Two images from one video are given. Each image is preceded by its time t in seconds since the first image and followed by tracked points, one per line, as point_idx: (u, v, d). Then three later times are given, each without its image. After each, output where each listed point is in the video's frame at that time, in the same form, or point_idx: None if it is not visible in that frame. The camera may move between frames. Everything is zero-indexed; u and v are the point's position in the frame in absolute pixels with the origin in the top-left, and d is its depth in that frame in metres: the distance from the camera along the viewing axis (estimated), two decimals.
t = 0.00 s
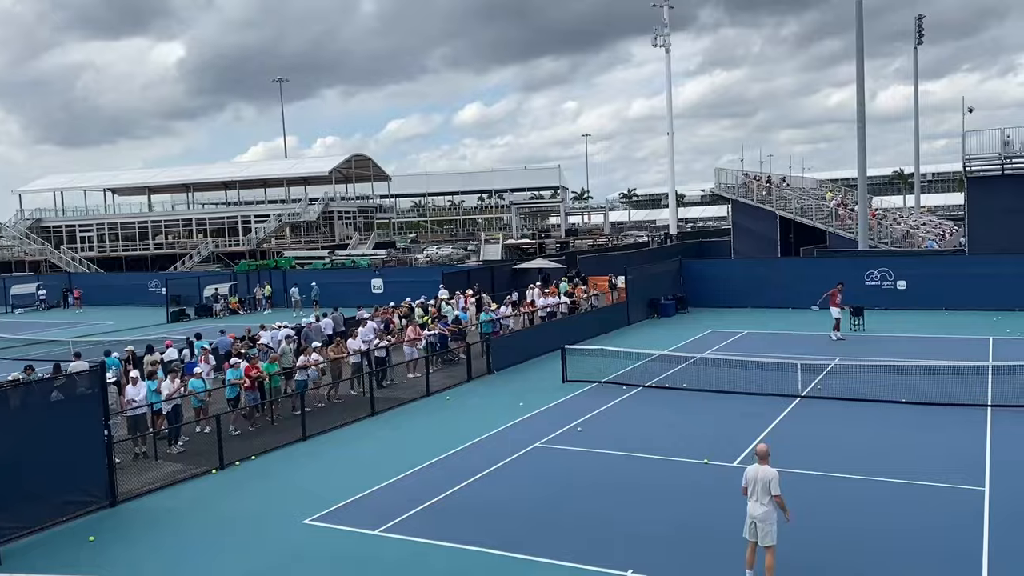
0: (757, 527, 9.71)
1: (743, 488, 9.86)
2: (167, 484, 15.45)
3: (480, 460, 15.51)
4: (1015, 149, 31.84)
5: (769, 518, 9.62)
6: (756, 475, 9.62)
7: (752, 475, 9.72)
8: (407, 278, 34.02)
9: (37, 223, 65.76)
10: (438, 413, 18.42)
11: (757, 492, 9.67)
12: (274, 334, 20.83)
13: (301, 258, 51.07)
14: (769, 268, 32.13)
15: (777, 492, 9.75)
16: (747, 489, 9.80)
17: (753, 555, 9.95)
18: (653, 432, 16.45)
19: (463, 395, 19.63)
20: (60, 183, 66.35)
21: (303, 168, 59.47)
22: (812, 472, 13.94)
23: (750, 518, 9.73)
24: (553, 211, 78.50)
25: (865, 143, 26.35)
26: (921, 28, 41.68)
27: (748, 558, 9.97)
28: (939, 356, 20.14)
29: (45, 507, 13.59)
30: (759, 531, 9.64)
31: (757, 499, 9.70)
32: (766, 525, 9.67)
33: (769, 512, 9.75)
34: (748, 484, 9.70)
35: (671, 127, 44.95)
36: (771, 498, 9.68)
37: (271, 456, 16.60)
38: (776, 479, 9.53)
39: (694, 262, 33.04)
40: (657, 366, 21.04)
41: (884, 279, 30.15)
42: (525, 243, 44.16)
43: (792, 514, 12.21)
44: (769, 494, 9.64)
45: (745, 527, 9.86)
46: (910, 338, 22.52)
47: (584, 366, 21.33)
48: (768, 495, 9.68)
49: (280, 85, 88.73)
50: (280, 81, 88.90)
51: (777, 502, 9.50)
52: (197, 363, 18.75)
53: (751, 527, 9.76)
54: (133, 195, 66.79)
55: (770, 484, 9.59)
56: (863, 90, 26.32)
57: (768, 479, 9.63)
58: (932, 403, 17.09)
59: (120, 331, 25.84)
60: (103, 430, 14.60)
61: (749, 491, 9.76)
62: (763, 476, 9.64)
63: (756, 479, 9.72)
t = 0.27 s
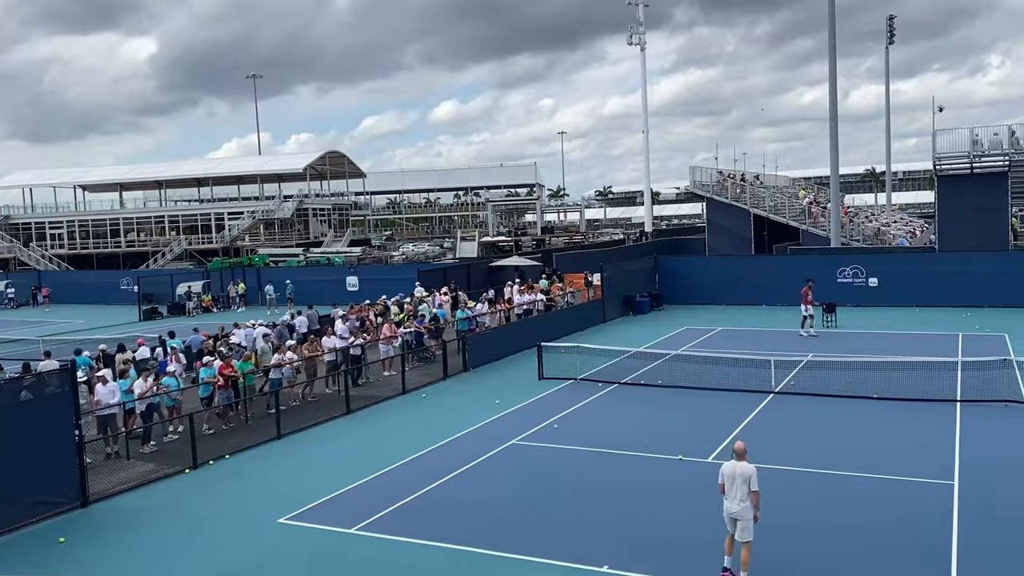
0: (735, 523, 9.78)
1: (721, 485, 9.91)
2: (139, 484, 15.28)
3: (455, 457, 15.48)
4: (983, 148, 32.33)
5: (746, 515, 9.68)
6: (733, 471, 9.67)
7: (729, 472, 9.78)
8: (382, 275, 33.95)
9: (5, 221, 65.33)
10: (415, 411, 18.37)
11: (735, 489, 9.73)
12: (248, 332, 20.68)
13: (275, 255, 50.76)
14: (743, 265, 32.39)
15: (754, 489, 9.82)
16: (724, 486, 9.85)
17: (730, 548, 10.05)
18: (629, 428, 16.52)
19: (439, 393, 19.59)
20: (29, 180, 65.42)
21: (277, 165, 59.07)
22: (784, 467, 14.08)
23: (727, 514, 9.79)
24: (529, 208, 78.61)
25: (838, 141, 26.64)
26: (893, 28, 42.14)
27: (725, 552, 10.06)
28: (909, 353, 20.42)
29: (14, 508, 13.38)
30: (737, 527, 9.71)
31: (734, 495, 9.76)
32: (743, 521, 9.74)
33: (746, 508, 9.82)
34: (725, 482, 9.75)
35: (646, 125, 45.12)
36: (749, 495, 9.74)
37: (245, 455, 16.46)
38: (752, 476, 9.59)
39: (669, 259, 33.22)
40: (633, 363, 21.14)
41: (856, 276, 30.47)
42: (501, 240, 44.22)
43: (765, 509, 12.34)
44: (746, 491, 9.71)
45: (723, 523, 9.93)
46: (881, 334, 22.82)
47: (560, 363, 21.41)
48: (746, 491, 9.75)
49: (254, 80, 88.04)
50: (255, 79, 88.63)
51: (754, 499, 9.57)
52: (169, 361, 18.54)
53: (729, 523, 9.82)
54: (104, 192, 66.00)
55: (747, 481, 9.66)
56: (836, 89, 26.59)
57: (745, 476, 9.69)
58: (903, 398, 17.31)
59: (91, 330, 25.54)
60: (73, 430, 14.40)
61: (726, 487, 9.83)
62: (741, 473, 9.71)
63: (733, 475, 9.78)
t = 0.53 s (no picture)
0: (712, 517, 9.84)
1: (698, 480, 9.98)
2: (115, 483, 15.14)
3: (434, 454, 15.47)
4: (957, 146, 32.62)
5: (724, 508, 9.75)
6: (710, 465, 9.76)
7: (706, 467, 9.87)
8: (360, 272, 33.83)
9: None
10: (394, 408, 18.33)
11: (712, 483, 9.80)
12: (225, 329, 20.53)
13: (252, 252, 50.40)
14: (721, 262, 32.57)
15: (730, 482, 9.92)
16: (701, 481, 9.93)
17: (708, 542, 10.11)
18: (608, 425, 16.58)
19: (418, 390, 19.57)
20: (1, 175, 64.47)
21: (254, 161, 58.63)
22: (762, 462, 14.19)
23: (704, 508, 9.84)
24: (509, 205, 78.61)
25: (814, 139, 26.85)
26: (868, 26, 42.50)
27: (704, 546, 10.11)
28: (884, 348, 20.64)
29: None
30: (715, 521, 9.76)
31: (712, 489, 9.83)
32: (721, 514, 9.80)
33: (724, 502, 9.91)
34: (703, 476, 9.83)
35: (625, 122, 45.23)
36: (726, 488, 9.84)
37: (223, 453, 16.35)
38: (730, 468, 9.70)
39: (648, 256, 33.35)
40: (612, 359, 21.22)
41: (832, 273, 30.77)
42: (480, 237, 44.19)
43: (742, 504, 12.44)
44: (723, 485, 9.79)
45: (700, 518, 9.96)
46: (856, 330, 23.06)
47: (539, 360, 21.43)
48: (724, 485, 9.85)
49: (231, 75, 87.26)
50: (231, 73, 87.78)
51: (732, 491, 9.65)
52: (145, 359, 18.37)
53: (706, 517, 9.88)
54: (79, 187, 65.17)
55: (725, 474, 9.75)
56: (812, 87, 26.79)
57: (722, 469, 9.79)
58: (879, 393, 17.50)
59: (65, 327, 25.29)
60: (47, 428, 14.23)
61: (703, 482, 9.91)
62: (717, 466, 9.80)
63: (710, 470, 9.88)
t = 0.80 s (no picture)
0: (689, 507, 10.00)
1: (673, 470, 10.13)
2: (93, 481, 14.99)
3: (415, 450, 15.45)
4: (936, 144, 33.08)
5: (701, 495, 9.97)
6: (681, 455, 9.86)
7: (681, 456, 10.05)
8: (341, 268, 33.71)
9: None
10: (375, 404, 18.29)
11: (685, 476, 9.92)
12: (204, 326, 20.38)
13: (232, 248, 50.06)
14: (702, 258, 32.72)
15: (703, 470, 10.13)
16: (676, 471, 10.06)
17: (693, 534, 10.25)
18: (589, 421, 16.62)
19: (399, 386, 19.53)
20: None
21: (234, 156, 58.19)
22: (742, 457, 14.27)
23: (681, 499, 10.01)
24: (490, 201, 78.57)
25: (794, 136, 27.00)
26: (847, 25, 42.79)
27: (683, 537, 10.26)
28: (863, 343, 20.82)
29: None
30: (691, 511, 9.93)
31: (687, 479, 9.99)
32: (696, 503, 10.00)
33: (698, 491, 10.11)
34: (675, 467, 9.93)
35: (606, 118, 45.29)
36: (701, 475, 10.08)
37: (202, 451, 16.23)
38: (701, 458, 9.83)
39: (629, 253, 33.44)
40: (593, 356, 21.27)
41: (811, 269, 31.01)
42: (462, 233, 44.15)
43: (721, 499, 12.53)
44: (698, 472, 10.03)
45: (678, 508, 10.10)
46: (834, 326, 23.27)
47: (521, 356, 21.45)
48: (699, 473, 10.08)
49: (208, 70, 86.34)
50: (210, 68, 87.02)
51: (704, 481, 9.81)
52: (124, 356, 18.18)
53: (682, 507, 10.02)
54: (55, 183, 64.36)
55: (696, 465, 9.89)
56: (792, 85, 26.92)
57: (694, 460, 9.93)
58: (857, 388, 17.67)
59: (41, 324, 24.99)
60: (24, 426, 14.05)
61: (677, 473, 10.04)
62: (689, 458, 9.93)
63: (684, 460, 10.02)
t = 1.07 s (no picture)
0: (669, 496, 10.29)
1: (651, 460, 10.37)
2: (73, 478, 14.86)
3: (398, 447, 15.44)
4: (915, 141, 33.40)
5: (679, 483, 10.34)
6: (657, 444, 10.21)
7: (660, 447, 10.35)
8: (324, 264, 33.62)
9: None
10: (358, 401, 18.25)
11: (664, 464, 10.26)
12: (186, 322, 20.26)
13: (213, 244, 49.79)
14: (685, 255, 32.86)
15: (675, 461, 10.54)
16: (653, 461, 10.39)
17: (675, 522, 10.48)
18: (572, 416, 16.67)
19: (382, 382, 19.50)
20: None
21: (216, 151, 57.83)
22: (724, 452, 14.36)
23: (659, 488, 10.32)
24: (473, 197, 78.49)
25: (775, 134, 27.15)
26: (828, 22, 43.02)
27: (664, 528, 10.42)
28: (844, 339, 21.00)
29: None
30: (672, 498, 10.21)
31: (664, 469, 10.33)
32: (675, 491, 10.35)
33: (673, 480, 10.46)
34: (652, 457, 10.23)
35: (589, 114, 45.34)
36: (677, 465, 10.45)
37: (184, 447, 16.14)
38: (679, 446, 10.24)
39: (612, 249, 33.54)
40: (576, 351, 21.32)
41: (792, 266, 31.23)
42: (445, 229, 44.15)
43: (702, 494, 12.61)
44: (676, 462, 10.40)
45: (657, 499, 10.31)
46: (815, 322, 23.45)
47: (504, 352, 21.47)
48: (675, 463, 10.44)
49: (189, 66, 85.79)
50: (191, 63, 86.44)
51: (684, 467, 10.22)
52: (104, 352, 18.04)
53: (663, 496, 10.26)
54: (33, 178, 63.73)
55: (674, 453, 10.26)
56: (773, 82, 27.05)
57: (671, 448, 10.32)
58: (837, 383, 17.82)
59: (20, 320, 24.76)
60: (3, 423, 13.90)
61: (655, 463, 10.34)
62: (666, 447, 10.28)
63: (659, 450, 10.40)
